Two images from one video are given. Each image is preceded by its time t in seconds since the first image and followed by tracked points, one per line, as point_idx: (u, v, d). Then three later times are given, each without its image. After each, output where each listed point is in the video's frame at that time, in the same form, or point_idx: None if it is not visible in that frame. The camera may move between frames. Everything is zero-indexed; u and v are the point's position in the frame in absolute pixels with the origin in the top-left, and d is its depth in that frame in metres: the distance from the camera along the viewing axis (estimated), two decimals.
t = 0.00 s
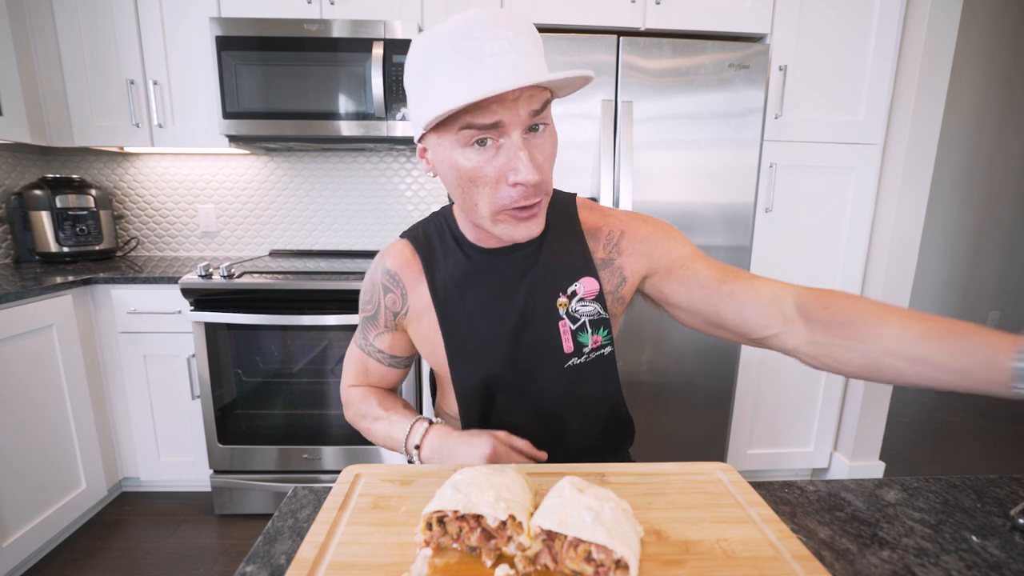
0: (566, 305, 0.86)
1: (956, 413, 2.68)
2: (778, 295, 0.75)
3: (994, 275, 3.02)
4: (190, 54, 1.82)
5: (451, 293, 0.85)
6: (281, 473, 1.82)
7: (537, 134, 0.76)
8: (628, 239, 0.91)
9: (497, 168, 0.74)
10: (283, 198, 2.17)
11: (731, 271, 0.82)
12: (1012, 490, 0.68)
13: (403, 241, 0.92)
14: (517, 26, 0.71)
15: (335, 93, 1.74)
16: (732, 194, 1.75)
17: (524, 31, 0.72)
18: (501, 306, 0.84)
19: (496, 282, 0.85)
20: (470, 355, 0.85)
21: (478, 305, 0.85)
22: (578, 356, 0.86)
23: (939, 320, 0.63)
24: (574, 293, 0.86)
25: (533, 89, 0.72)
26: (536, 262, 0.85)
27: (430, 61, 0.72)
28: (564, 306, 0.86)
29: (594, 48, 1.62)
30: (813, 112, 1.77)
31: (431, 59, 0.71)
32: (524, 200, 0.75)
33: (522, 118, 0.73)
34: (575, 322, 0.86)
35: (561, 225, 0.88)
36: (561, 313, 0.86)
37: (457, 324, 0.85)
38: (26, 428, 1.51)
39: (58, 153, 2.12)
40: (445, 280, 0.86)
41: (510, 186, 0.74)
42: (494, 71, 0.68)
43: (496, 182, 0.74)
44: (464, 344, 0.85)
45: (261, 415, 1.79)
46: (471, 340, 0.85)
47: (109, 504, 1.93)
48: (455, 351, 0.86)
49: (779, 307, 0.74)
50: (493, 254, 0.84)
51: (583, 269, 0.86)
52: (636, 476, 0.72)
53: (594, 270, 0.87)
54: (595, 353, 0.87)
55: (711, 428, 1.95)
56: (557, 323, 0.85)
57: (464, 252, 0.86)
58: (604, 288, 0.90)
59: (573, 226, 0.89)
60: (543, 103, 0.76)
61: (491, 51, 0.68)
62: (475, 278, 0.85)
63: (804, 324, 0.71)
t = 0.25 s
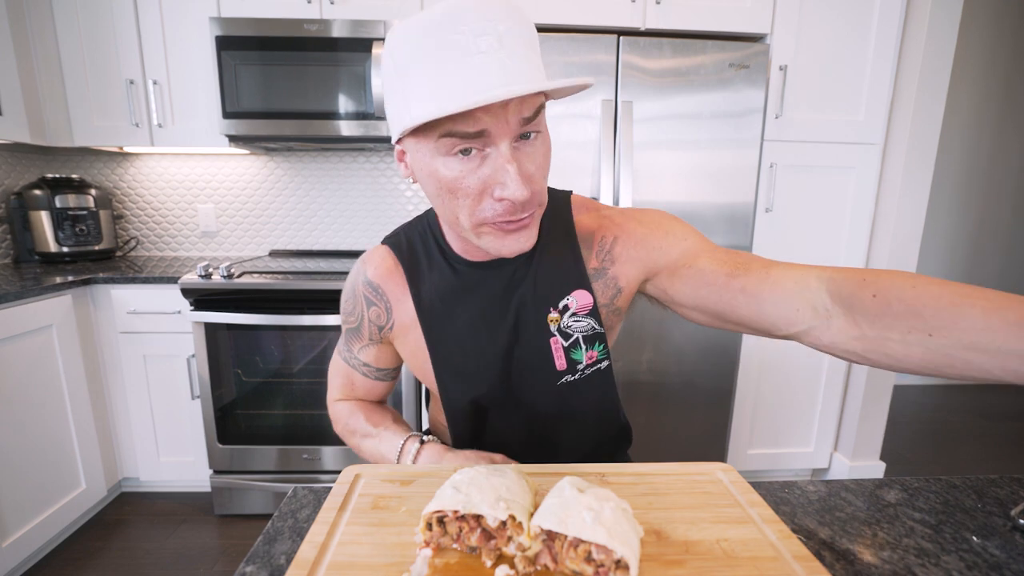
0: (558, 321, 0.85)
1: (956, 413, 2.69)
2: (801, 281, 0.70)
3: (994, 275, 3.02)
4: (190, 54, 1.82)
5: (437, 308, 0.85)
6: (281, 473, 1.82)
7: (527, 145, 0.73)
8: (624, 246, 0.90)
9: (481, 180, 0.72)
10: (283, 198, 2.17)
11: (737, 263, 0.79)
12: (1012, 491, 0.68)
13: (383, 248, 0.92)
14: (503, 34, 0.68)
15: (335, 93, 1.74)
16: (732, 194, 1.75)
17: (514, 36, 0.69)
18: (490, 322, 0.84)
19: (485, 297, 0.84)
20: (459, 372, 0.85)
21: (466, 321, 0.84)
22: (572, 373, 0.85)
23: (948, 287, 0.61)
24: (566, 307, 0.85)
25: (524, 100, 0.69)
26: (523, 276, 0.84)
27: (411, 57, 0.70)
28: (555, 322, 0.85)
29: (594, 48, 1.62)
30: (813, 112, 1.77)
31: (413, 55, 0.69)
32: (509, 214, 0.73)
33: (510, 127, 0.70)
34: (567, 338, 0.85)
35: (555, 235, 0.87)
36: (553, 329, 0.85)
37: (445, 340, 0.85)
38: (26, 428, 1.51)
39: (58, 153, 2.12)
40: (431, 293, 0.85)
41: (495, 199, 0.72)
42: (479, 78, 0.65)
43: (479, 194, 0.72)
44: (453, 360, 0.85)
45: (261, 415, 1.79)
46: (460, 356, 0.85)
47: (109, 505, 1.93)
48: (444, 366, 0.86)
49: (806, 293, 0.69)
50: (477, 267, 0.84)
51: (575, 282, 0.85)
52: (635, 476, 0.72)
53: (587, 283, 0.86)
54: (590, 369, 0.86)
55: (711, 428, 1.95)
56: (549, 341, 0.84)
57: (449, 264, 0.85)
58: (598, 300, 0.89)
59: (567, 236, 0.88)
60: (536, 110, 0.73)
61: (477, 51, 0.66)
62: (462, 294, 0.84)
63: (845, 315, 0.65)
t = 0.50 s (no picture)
0: (552, 323, 0.85)
1: (956, 413, 2.68)
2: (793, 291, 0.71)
3: (993, 275, 3.03)
4: (190, 54, 1.82)
5: (431, 312, 0.85)
6: (281, 473, 1.81)
7: (514, 151, 0.72)
8: (620, 249, 0.89)
9: (475, 190, 0.71)
10: (283, 198, 2.17)
11: (733, 269, 0.79)
12: (1013, 491, 0.68)
13: (377, 252, 0.92)
14: (483, 51, 0.67)
15: (335, 93, 1.74)
16: (732, 194, 1.75)
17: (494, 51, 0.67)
18: (484, 326, 0.84)
19: (478, 302, 0.84)
20: (454, 377, 0.85)
21: (460, 325, 0.84)
22: (567, 376, 0.85)
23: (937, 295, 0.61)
24: (561, 310, 0.85)
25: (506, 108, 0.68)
26: (517, 279, 0.84)
27: (390, 75, 0.68)
28: (550, 324, 0.85)
29: (594, 48, 1.62)
30: (813, 112, 1.77)
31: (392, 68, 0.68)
32: (504, 221, 0.73)
33: (495, 139, 0.69)
34: (562, 340, 0.85)
35: (548, 239, 0.86)
36: (548, 331, 0.85)
37: (439, 346, 0.85)
38: (26, 428, 1.51)
39: (58, 153, 2.12)
40: (425, 297, 0.85)
41: (489, 207, 0.72)
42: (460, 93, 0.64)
43: (473, 203, 0.72)
44: (448, 365, 0.85)
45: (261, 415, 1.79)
46: (454, 360, 0.85)
47: (108, 505, 1.92)
48: (438, 371, 0.86)
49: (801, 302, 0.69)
50: (471, 272, 0.84)
51: (570, 285, 0.85)
52: (635, 475, 0.72)
53: (582, 285, 0.85)
54: (586, 372, 0.85)
55: (711, 428, 1.95)
56: (543, 344, 0.84)
57: (443, 269, 0.86)
58: (593, 303, 0.89)
59: (560, 238, 0.87)
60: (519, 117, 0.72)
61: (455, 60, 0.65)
62: (457, 298, 0.84)
63: (834, 323, 0.66)
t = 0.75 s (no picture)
0: (559, 311, 0.85)
1: (956, 413, 2.68)
2: (776, 280, 0.76)
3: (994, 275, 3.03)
4: (190, 54, 1.82)
5: (441, 299, 0.85)
6: (281, 473, 1.81)
7: (525, 138, 0.73)
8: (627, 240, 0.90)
9: (488, 175, 0.71)
10: (283, 198, 2.17)
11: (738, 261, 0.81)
12: (1013, 491, 0.68)
13: (390, 243, 0.92)
14: (495, 45, 0.67)
15: (335, 93, 1.74)
16: (732, 194, 1.75)
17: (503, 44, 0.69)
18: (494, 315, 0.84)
19: (489, 289, 0.84)
20: (462, 365, 0.85)
21: (468, 312, 0.84)
22: (573, 364, 0.85)
23: (916, 273, 0.62)
24: (568, 299, 0.85)
25: (517, 94, 0.69)
26: (527, 267, 0.85)
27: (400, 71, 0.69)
28: (557, 313, 0.85)
29: (594, 48, 1.62)
30: (813, 112, 1.77)
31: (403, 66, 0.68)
32: (518, 206, 0.73)
33: (507, 125, 0.70)
34: (568, 328, 0.85)
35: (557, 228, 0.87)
36: (555, 319, 0.85)
37: (448, 334, 0.85)
38: (26, 428, 1.51)
39: (58, 153, 2.12)
40: (436, 285, 0.85)
41: (504, 191, 0.71)
42: (472, 80, 0.65)
43: (488, 189, 0.72)
44: (456, 353, 0.85)
45: (261, 415, 1.79)
46: (462, 348, 0.84)
47: (108, 505, 1.92)
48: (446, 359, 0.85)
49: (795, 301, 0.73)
50: (483, 260, 0.84)
51: (577, 274, 0.86)
52: (636, 476, 0.72)
53: (589, 275, 0.86)
54: (591, 362, 0.85)
55: (711, 428, 1.95)
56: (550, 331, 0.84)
57: (453, 257, 0.86)
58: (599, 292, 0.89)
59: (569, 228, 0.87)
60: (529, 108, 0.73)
61: (466, 54, 0.66)
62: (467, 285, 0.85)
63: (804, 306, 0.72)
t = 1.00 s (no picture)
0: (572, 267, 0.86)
1: (956, 413, 2.68)
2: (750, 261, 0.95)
3: (994, 275, 3.03)
4: (190, 54, 1.82)
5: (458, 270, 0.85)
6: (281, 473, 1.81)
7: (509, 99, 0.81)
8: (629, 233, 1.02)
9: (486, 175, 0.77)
10: (283, 198, 2.17)
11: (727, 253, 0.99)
12: (1013, 491, 0.68)
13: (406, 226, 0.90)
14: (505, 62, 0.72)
15: (335, 93, 1.74)
16: (732, 194, 1.75)
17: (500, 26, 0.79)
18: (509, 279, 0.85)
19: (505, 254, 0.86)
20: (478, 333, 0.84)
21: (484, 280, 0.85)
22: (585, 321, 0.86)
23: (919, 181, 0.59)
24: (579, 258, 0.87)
25: (494, 61, 0.80)
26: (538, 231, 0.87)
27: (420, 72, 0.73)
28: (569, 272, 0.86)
29: (594, 48, 1.62)
30: (813, 112, 1.77)
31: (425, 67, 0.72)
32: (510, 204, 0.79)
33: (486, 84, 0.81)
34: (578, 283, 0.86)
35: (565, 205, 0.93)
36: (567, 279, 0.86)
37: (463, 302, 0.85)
38: (26, 428, 1.51)
39: (58, 153, 2.12)
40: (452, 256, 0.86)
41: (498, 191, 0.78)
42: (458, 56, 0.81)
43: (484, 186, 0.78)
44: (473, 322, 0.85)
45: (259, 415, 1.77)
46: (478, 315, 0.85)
47: (108, 505, 1.93)
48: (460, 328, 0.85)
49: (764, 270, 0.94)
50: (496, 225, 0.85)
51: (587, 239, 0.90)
52: (636, 476, 0.72)
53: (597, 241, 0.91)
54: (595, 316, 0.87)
55: (711, 428, 1.95)
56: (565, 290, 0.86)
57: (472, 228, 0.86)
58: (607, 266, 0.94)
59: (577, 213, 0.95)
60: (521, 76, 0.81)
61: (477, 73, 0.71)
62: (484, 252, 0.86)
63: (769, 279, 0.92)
